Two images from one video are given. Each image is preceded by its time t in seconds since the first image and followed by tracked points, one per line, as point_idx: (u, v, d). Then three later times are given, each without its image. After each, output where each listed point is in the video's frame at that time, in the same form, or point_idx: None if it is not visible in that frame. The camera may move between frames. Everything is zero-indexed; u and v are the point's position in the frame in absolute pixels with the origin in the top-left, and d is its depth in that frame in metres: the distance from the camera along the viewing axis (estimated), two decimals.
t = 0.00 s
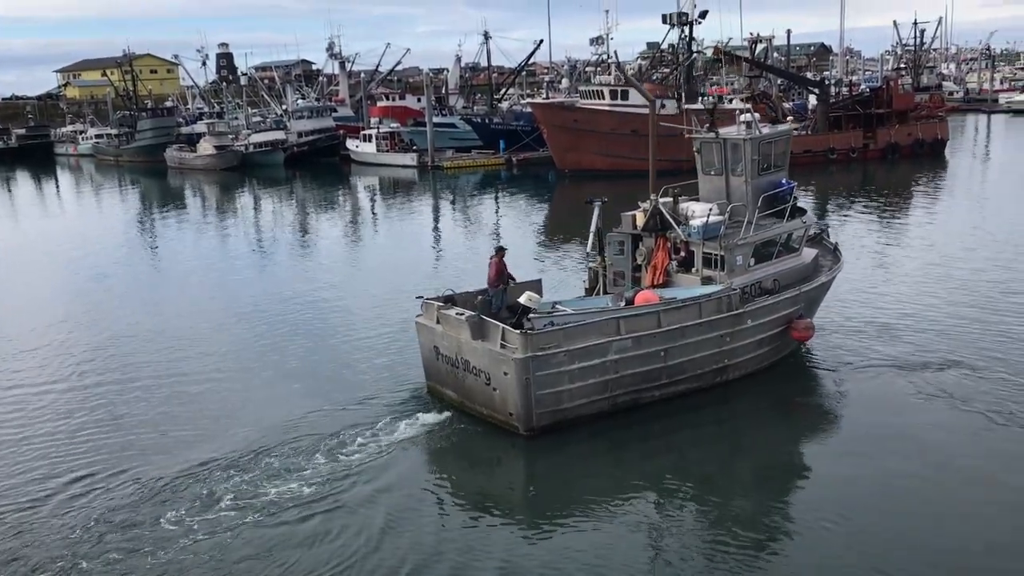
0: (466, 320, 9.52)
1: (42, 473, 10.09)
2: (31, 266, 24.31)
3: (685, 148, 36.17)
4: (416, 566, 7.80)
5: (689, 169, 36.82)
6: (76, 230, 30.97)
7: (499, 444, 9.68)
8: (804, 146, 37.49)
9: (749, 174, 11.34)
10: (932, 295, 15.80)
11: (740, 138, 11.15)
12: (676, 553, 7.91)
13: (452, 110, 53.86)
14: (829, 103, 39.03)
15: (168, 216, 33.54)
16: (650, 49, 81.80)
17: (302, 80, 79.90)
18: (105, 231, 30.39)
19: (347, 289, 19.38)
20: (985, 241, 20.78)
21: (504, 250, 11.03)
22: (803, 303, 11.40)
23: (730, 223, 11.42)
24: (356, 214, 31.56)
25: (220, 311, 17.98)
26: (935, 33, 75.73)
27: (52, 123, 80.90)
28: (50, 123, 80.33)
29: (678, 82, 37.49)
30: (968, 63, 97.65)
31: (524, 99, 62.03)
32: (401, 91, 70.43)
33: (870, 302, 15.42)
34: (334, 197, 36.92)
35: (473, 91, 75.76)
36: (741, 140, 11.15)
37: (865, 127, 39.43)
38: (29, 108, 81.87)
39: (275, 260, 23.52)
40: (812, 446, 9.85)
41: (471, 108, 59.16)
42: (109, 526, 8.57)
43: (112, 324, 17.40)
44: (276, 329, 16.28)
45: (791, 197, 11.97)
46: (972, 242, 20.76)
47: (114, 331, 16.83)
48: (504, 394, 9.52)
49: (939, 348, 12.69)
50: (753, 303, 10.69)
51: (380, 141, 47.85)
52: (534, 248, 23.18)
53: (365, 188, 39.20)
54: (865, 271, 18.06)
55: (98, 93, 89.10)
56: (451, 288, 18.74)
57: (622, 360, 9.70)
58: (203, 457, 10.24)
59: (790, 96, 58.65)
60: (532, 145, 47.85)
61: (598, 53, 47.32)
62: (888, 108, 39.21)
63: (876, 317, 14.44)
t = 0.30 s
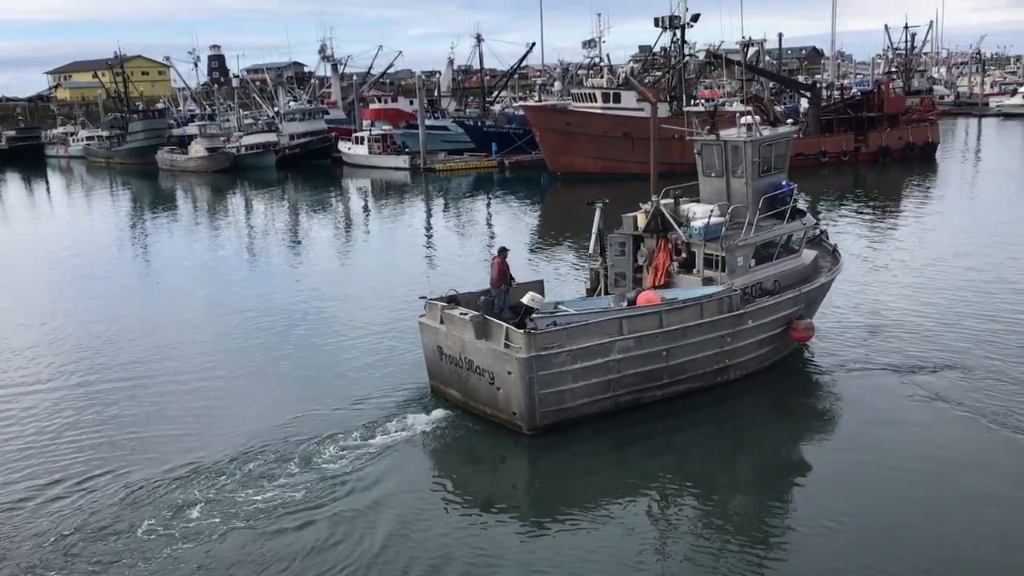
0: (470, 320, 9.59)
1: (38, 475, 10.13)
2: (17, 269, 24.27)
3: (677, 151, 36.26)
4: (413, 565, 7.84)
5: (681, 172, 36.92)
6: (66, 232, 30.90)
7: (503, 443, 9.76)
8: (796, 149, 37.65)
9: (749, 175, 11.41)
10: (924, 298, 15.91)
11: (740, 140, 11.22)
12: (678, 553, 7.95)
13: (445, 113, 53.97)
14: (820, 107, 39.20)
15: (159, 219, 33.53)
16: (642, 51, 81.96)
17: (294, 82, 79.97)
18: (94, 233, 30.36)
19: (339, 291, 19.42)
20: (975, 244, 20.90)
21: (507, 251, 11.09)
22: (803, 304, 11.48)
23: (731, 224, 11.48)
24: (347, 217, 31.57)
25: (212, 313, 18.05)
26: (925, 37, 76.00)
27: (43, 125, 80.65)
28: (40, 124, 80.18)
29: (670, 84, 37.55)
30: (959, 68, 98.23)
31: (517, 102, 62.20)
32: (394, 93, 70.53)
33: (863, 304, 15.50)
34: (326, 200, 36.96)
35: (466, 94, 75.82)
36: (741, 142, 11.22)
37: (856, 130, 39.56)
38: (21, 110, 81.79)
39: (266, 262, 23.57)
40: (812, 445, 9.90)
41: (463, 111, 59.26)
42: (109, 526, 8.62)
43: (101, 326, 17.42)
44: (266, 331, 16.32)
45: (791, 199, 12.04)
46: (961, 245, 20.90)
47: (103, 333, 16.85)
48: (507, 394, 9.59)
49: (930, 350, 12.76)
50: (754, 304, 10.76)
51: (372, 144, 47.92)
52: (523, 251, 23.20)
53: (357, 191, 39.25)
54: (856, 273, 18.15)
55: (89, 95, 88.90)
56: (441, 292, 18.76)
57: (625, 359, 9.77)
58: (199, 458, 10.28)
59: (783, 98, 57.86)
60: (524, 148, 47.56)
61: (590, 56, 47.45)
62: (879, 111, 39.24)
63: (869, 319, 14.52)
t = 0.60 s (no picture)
0: (478, 321, 9.70)
1: (39, 477, 10.20)
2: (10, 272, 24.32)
3: (672, 155, 36.37)
4: (412, 565, 7.90)
5: (678, 176, 37.01)
6: (60, 235, 30.97)
7: (510, 442, 9.87)
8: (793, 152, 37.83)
9: (753, 178, 11.49)
10: (920, 301, 16.00)
11: (745, 143, 11.28)
12: (682, 552, 8.00)
13: (441, 116, 54.07)
14: (815, 110, 39.21)
15: (155, 221, 33.61)
16: (637, 54, 82.10)
17: (290, 85, 80.15)
18: (88, 236, 30.43)
19: (336, 294, 19.52)
20: (969, 247, 21.01)
21: (513, 254, 11.16)
22: (806, 305, 11.57)
23: (735, 226, 11.56)
24: (342, 220, 31.62)
25: (209, 315, 18.15)
26: (920, 41, 76.19)
27: (37, 128, 80.65)
28: (36, 128, 80.34)
29: (665, 89, 37.65)
30: (952, 72, 98.62)
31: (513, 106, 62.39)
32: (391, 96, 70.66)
33: (859, 307, 15.59)
34: (322, 203, 37.07)
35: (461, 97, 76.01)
36: (745, 144, 11.28)
37: (851, 134, 39.53)
38: (16, 113, 81.86)
39: (261, 265, 23.67)
40: (815, 445, 9.99)
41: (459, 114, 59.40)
42: (111, 525, 8.69)
43: (96, 329, 17.51)
44: (262, 333, 16.40)
45: (796, 201, 12.05)
46: (954, 248, 21.01)
47: (101, 335, 16.94)
48: (514, 393, 9.70)
49: (926, 353, 12.81)
50: (758, 305, 10.86)
51: (368, 147, 48.01)
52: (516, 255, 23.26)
53: (353, 194, 39.37)
54: (850, 276, 18.25)
55: (84, 98, 88.92)
56: (435, 296, 18.85)
57: (631, 359, 9.87)
58: (199, 460, 10.33)
59: (778, 101, 57.87)
60: (520, 152, 47.96)
61: (586, 59, 47.65)
62: (873, 116, 39.57)
63: (867, 321, 14.61)
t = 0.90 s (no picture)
0: (488, 321, 9.80)
1: (42, 480, 10.22)
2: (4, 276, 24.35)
3: (669, 159, 36.55)
4: (418, 567, 7.95)
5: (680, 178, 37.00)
6: (57, 239, 31.02)
7: (520, 442, 9.97)
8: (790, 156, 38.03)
9: (759, 180, 11.54)
10: (919, 303, 16.05)
11: (750, 145, 11.34)
12: (689, 553, 8.06)
13: (439, 120, 54.20)
14: (811, 113, 39.38)
15: (151, 225, 33.66)
16: (634, 58, 82.21)
17: (287, 89, 80.27)
18: (85, 240, 30.46)
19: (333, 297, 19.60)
20: (966, 250, 21.05)
21: (521, 255, 11.24)
22: (812, 306, 11.65)
23: (742, 228, 11.61)
24: (339, 223, 31.66)
25: (206, 318, 18.20)
26: (916, 43, 76.23)
27: (34, 133, 80.67)
28: (32, 132, 80.37)
29: (662, 92, 38.01)
30: (950, 74, 98.82)
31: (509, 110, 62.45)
32: (389, 100, 70.79)
33: (858, 309, 15.64)
34: (319, 206, 37.16)
35: (458, 101, 76.16)
36: (751, 147, 11.34)
37: (848, 137, 39.67)
38: (14, 117, 82.03)
39: (257, 268, 23.72)
40: (822, 445, 10.07)
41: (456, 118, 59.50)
42: (115, 527, 8.72)
43: (94, 333, 17.55)
44: (259, 337, 16.45)
45: (801, 203, 12.11)
46: (950, 251, 21.06)
47: (98, 339, 16.98)
48: (524, 393, 9.80)
49: (925, 356, 12.86)
50: (765, 305, 10.94)
51: (365, 151, 48.07)
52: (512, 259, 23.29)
53: (349, 198, 39.43)
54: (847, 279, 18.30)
55: (81, 102, 88.91)
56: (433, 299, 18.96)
57: (639, 360, 9.96)
58: (207, 460, 10.43)
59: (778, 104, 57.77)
60: (517, 155, 48.08)
61: (583, 63, 47.78)
62: (870, 118, 39.58)
63: (866, 324, 14.67)
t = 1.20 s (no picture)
0: (498, 322, 9.90)
1: (47, 484, 10.26)
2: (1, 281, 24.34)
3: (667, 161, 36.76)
4: (423, 567, 8.01)
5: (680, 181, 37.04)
6: (55, 243, 31.02)
7: (531, 441, 10.06)
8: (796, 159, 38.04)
9: (765, 181, 11.62)
10: (917, 305, 16.13)
11: (757, 147, 11.42)
12: (695, 552, 8.12)
13: (437, 123, 54.35)
14: (808, 115, 39.49)
15: (150, 229, 33.69)
16: (631, 61, 82.33)
17: (284, 93, 80.36)
18: (83, 244, 30.49)
19: (332, 300, 19.68)
20: (963, 252, 21.14)
21: (529, 257, 11.33)
22: (819, 306, 11.74)
23: (748, 229, 11.68)
24: (336, 227, 31.73)
25: (206, 322, 18.26)
26: (912, 46, 76.38)
27: (31, 137, 80.61)
28: (29, 137, 80.40)
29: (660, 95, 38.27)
30: (947, 77, 99.00)
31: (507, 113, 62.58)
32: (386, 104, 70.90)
33: (857, 311, 15.71)
34: (317, 210, 37.21)
35: (456, 104, 76.24)
36: (758, 148, 11.41)
37: (845, 139, 39.80)
38: (10, 122, 81.97)
39: (254, 272, 23.78)
40: (829, 445, 10.16)
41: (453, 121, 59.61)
42: (123, 528, 8.78)
43: (94, 337, 17.58)
44: (260, 340, 16.51)
45: (807, 204, 12.17)
46: (947, 253, 21.16)
47: (98, 344, 17.01)
48: (535, 393, 9.90)
49: (926, 357, 12.92)
50: (772, 305, 11.03)
51: (363, 154, 48.09)
52: (509, 264, 23.30)
53: (347, 201, 39.49)
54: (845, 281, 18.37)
55: (78, 106, 88.88)
56: (431, 301, 19.08)
57: (648, 359, 10.06)
58: (217, 460, 10.50)
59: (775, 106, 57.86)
60: (515, 158, 48.09)
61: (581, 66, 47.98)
62: (867, 121, 39.66)
63: (866, 326, 14.73)
